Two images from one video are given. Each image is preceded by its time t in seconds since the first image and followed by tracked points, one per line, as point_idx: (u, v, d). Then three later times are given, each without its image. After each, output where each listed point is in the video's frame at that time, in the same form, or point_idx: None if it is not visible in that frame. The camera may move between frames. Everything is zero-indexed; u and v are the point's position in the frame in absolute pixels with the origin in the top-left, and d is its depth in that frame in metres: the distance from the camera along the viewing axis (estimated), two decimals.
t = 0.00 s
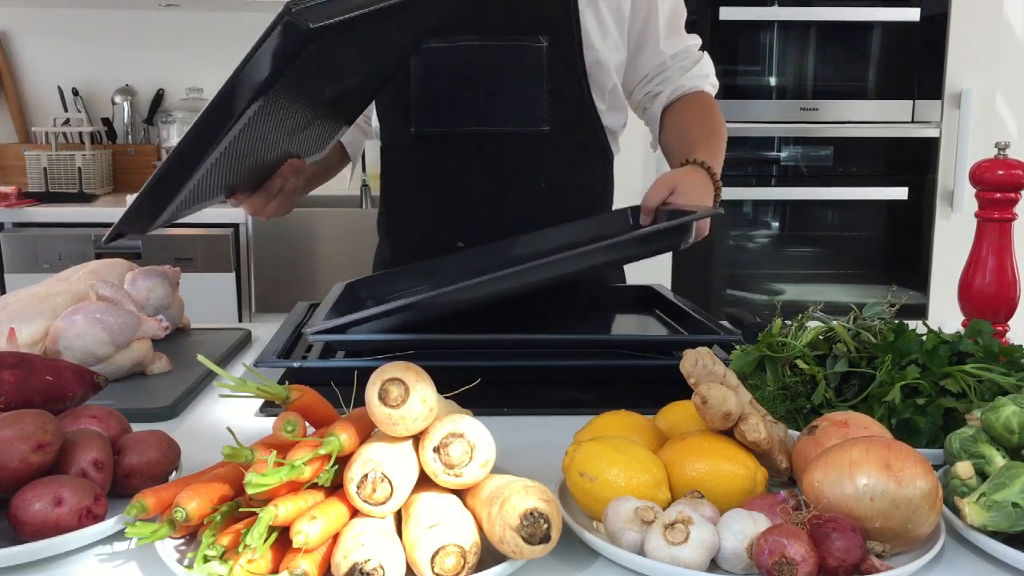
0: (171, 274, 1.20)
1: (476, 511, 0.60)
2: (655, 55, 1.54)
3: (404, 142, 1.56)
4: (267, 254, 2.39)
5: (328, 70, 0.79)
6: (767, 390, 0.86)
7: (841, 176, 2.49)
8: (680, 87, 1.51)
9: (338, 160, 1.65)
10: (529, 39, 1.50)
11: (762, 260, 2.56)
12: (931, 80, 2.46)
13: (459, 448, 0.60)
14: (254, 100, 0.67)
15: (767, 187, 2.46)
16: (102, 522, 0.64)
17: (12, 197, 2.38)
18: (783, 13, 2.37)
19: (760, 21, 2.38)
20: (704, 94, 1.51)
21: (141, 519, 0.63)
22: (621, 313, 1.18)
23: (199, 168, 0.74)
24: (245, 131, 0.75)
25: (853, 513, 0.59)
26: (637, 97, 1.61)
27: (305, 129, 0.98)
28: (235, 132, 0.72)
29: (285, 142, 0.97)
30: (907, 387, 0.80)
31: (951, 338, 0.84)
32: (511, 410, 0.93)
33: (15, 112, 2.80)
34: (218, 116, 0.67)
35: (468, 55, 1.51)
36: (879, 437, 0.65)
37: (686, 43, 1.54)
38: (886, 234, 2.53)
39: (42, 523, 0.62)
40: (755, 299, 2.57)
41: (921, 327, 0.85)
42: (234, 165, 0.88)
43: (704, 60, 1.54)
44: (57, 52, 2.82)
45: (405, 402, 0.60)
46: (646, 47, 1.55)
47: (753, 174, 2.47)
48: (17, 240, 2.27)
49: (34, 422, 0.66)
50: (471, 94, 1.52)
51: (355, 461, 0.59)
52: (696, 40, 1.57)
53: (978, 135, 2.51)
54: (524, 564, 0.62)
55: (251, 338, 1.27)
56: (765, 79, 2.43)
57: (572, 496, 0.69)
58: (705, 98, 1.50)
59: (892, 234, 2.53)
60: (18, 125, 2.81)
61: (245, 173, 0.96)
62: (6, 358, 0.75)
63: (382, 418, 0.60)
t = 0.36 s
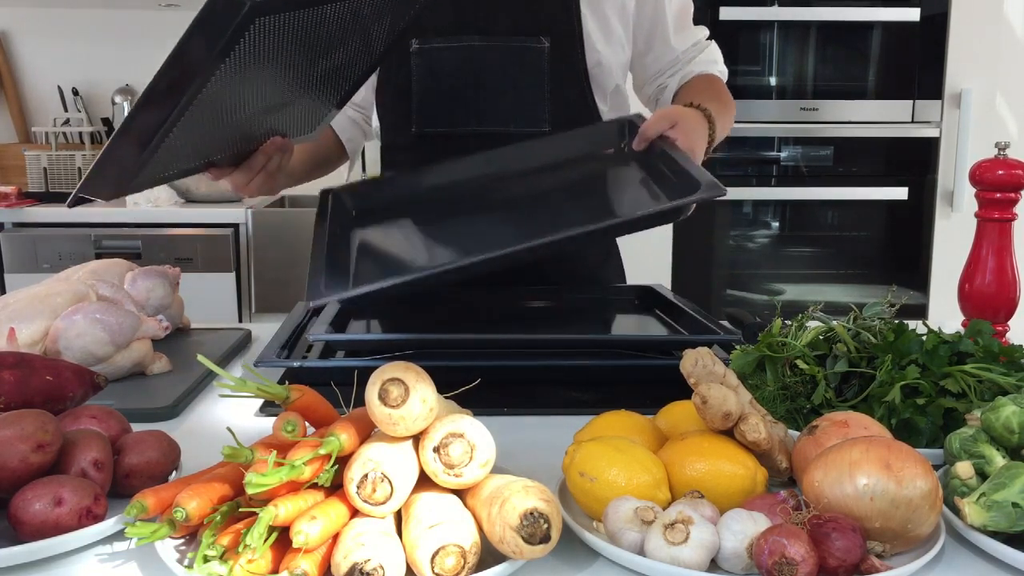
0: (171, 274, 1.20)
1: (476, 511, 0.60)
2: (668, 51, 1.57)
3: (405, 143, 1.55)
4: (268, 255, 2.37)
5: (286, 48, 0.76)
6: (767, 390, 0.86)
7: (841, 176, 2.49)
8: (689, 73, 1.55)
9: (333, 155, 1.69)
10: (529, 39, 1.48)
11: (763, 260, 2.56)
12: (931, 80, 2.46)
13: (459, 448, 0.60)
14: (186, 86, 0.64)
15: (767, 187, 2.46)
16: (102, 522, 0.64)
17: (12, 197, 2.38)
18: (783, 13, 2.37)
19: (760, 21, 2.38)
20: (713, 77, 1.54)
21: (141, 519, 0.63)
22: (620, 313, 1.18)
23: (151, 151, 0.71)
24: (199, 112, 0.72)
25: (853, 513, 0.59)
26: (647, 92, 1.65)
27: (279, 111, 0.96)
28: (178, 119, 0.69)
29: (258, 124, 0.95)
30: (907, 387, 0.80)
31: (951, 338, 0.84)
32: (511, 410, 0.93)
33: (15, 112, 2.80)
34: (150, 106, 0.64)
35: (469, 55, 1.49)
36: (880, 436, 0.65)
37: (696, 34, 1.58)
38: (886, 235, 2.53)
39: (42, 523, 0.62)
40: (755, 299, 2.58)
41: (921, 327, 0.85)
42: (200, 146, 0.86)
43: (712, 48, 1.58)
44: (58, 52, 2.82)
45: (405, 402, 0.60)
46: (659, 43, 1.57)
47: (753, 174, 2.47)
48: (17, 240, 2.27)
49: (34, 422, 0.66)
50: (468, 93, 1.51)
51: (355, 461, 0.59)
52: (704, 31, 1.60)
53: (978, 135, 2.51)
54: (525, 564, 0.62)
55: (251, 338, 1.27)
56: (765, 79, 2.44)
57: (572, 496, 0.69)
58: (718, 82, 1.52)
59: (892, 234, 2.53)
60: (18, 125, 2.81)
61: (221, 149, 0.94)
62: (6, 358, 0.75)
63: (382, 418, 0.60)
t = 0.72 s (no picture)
0: (171, 274, 1.20)
1: (476, 511, 0.60)
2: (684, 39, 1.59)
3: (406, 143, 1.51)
4: (268, 255, 2.36)
5: (248, 12, 0.77)
6: (767, 390, 0.86)
7: (841, 176, 2.49)
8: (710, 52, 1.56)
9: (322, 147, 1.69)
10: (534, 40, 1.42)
11: (763, 260, 2.56)
12: (931, 80, 2.46)
13: (459, 448, 0.60)
14: (150, 45, 0.64)
15: (767, 187, 2.46)
16: (102, 522, 0.64)
17: (12, 197, 2.38)
18: (783, 13, 2.37)
19: (760, 21, 2.39)
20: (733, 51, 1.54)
21: (141, 519, 0.63)
22: (620, 313, 1.18)
23: (130, 119, 0.74)
24: (170, 77, 0.74)
25: (853, 513, 0.59)
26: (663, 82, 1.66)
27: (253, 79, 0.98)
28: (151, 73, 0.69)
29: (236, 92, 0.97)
30: (907, 387, 0.80)
31: (951, 338, 0.84)
32: (511, 411, 0.93)
33: (16, 112, 2.80)
34: (116, 64, 0.64)
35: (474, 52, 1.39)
36: (879, 436, 0.65)
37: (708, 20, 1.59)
38: (886, 235, 2.53)
39: (42, 523, 0.62)
40: (755, 299, 2.58)
41: (921, 327, 0.85)
42: (170, 121, 0.87)
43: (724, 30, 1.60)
44: (58, 53, 2.82)
45: (405, 402, 0.60)
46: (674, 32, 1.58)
47: (753, 175, 2.47)
48: (17, 240, 2.27)
49: (34, 422, 0.66)
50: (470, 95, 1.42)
51: (355, 461, 0.59)
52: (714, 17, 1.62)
53: (978, 136, 2.51)
54: (525, 564, 0.62)
55: (251, 338, 1.27)
56: (765, 79, 2.44)
57: (572, 496, 0.69)
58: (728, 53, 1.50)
59: (892, 234, 2.53)
60: (18, 124, 2.81)
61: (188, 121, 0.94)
62: (6, 359, 0.75)
63: (382, 418, 0.60)
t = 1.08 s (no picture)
0: (171, 274, 1.20)
1: (476, 511, 0.60)
2: (679, 45, 1.58)
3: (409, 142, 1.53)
4: (268, 255, 2.36)
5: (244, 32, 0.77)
6: (767, 390, 0.86)
7: (841, 176, 2.49)
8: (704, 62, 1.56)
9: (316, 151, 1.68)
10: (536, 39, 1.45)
11: (763, 260, 2.56)
12: (931, 80, 2.46)
13: (459, 448, 0.60)
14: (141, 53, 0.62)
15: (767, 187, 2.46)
16: (102, 522, 0.64)
17: (12, 197, 2.38)
18: (783, 13, 2.37)
19: (759, 21, 2.39)
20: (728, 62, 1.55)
21: (141, 519, 0.63)
22: (620, 312, 1.18)
23: (121, 116, 0.70)
24: (170, 70, 0.71)
25: (853, 513, 0.59)
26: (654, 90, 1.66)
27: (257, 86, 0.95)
28: (146, 65, 0.65)
29: (234, 97, 0.94)
30: (907, 387, 0.80)
31: (951, 338, 0.84)
32: (511, 411, 0.93)
33: (15, 112, 2.80)
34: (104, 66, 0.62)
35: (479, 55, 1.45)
36: (879, 436, 0.65)
37: (705, 29, 1.59)
38: (887, 234, 2.53)
39: (42, 523, 0.62)
40: (755, 299, 2.58)
41: (921, 327, 0.85)
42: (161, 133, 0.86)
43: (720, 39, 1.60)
44: (58, 53, 2.82)
45: (405, 402, 0.60)
46: (670, 37, 1.58)
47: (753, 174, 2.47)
48: (17, 240, 2.27)
49: (33, 422, 0.66)
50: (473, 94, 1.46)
51: (355, 461, 0.59)
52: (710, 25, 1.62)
53: (978, 136, 2.51)
54: (525, 564, 0.62)
55: (251, 338, 1.27)
56: (765, 79, 2.44)
57: (572, 496, 0.69)
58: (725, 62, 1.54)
59: (892, 234, 2.53)
60: (18, 124, 2.81)
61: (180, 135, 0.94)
62: (6, 359, 0.75)
63: (382, 418, 0.60)
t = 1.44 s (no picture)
0: (171, 273, 1.20)
1: (476, 511, 0.60)
2: (681, 44, 1.59)
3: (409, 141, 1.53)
4: (268, 255, 2.36)
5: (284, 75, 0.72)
6: (767, 390, 0.86)
7: (841, 176, 2.49)
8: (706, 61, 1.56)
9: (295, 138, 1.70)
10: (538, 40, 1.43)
11: (762, 260, 2.56)
12: (931, 80, 2.46)
13: (459, 448, 0.60)
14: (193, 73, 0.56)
15: (766, 187, 2.46)
16: (102, 522, 0.64)
17: (12, 197, 2.38)
18: (783, 13, 2.37)
19: (759, 21, 2.39)
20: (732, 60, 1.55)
21: (141, 519, 0.63)
22: (620, 313, 1.18)
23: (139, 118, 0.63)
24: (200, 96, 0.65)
25: (853, 512, 0.59)
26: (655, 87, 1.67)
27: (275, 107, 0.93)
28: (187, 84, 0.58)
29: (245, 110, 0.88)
30: (907, 387, 0.80)
31: (951, 338, 0.84)
32: (512, 411, 0.93)
33: (15, 112, 2.80)
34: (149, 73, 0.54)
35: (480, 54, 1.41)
36: (879, 437, 0.65)
37: (707, 27, 1.59)
38: (886, 234, 2.53)
39: (42, 523, 0.62)
40: (755, 299, 2.58)
41: (921, 327, 0.85)
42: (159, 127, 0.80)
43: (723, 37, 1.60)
44: (58, 53, 2.82)
45: (405, 402, 0.60)
46: (672, 36, 1.58)
47: (753, 174, 2.47)
48: (17, 240, 2.27)
49: (34, 422, 0.66)
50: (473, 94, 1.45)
51: (355, 461, 0.59)
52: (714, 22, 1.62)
53: (978, 135, 2.51)
54: (525, 564, 0.62)
55: (251, 338, 1.27)
56: (765, 79, 2.44)
57: (572, 496, 0.69)
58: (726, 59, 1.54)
59: (892, 234, 2.53)
60: (18, 124, 2.81)
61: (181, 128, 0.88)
62: (6, 358, 0.75)
63: (382, 418, 0.60)
